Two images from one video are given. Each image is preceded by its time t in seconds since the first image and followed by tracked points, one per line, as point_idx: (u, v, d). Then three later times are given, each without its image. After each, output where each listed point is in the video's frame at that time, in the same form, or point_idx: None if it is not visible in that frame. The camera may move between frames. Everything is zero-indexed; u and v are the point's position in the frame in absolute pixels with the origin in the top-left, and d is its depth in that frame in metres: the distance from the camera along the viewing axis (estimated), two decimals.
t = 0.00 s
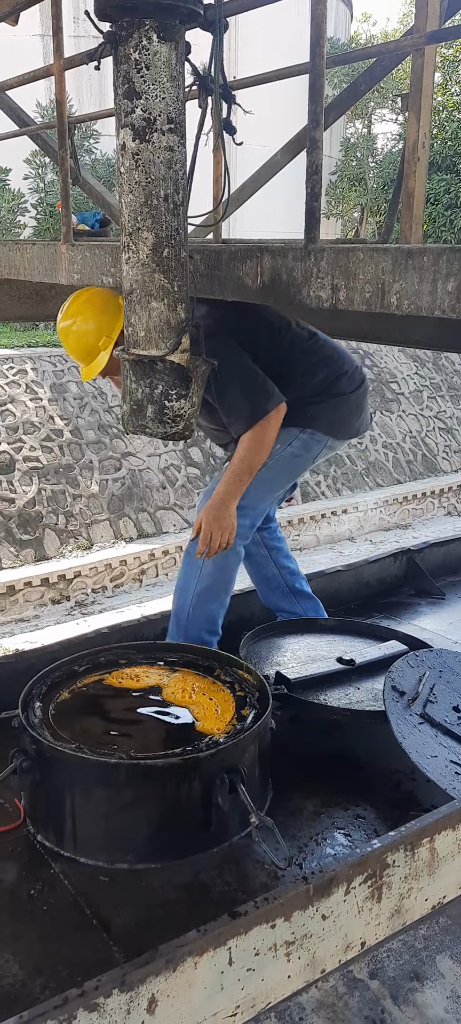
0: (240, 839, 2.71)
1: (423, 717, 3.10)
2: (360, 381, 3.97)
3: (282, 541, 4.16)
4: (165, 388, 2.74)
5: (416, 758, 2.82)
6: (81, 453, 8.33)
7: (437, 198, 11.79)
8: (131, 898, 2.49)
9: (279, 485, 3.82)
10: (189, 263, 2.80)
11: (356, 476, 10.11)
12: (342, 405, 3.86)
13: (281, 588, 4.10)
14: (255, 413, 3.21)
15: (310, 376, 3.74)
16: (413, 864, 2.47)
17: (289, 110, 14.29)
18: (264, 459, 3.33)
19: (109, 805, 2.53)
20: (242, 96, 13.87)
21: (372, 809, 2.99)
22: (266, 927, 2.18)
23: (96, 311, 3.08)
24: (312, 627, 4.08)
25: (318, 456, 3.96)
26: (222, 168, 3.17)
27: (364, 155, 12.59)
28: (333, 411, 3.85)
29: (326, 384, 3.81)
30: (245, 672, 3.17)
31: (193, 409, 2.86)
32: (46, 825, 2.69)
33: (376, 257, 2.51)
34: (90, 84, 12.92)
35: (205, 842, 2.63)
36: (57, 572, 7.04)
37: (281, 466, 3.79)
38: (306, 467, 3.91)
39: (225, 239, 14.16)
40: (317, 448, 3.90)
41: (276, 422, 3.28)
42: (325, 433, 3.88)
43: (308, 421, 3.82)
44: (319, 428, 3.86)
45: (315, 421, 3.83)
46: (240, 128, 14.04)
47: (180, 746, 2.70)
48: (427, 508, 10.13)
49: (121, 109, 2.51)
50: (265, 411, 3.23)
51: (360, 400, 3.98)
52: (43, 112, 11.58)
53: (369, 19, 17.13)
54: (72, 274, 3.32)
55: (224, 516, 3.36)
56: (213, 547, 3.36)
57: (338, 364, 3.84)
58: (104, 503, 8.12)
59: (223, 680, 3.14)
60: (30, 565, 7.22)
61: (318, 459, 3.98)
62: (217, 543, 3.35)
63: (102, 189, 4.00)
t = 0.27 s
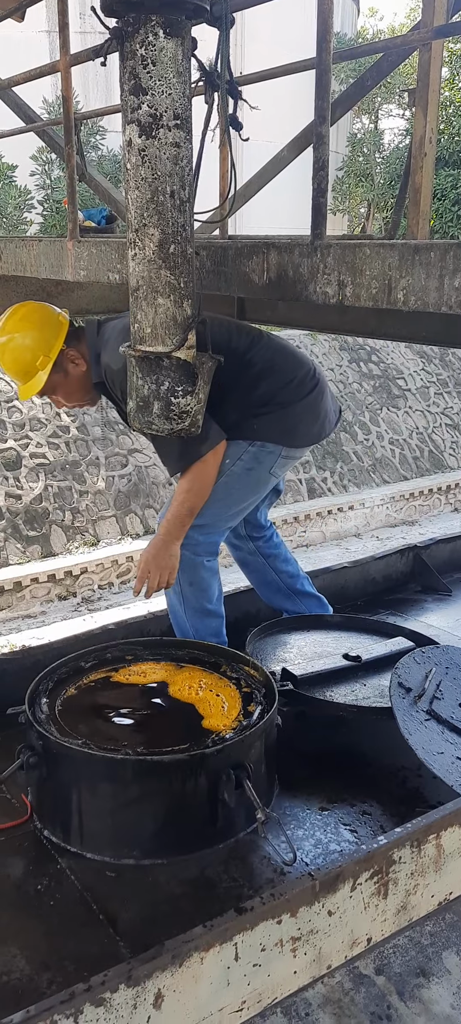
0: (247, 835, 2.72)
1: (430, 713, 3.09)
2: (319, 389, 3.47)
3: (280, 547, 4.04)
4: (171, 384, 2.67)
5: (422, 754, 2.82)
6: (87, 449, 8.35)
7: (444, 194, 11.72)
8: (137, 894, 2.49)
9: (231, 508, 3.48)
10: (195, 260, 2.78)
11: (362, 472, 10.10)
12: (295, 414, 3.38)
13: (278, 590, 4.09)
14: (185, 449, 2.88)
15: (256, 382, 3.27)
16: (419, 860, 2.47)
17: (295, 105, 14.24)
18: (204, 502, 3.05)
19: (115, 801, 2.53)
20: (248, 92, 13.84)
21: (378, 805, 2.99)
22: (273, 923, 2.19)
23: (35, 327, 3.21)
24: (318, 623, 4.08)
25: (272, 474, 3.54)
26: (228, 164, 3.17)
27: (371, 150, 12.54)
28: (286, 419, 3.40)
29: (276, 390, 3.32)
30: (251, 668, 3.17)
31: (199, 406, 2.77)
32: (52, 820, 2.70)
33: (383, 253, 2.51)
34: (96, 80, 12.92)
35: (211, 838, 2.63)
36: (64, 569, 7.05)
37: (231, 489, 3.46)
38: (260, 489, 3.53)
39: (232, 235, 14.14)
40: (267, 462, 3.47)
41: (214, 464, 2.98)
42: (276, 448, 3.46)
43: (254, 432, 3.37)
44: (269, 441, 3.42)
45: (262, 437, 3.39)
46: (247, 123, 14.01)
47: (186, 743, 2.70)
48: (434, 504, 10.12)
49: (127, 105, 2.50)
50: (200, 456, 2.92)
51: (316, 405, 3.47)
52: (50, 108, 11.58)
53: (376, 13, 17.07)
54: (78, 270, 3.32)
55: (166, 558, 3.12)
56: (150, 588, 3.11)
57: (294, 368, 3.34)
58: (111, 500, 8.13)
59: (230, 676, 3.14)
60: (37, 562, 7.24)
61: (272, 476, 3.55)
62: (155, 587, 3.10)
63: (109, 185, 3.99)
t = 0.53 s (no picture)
0: (253, 832, 2.72)
1: (437, 711, 3.08)
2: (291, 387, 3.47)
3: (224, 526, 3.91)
4: (177, 381, 2.66)
5: (429, 752, 2.81)
6: (94, 446, 8.35)
7: (452, 190, 11.63)
8: (144, 891, 2.49)
9: (206, 517, 3.48)
10: (202, 257, 2.77)
11: (369, 469, 10.08)
12: (266, 417, 3.37)
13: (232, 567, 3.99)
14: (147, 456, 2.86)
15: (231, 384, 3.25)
16: (426, 858, 2.47)
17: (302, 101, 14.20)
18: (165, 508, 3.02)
19: (122, 798, 2.53)
20: (254, 87, 13.80)
21: (385, 802, 2.98)
22: (279, 921, 2.19)
23: None
24: (324, 621, 4.07)
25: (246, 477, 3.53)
26: (235, 160, 3.16)
27: (377, 146, 12.48)
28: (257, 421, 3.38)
29: (248, 393, 3.30)
30: (257, 665, 3.17)
31: (205, 403, 2.75)
32: (59, 816, 2.70)
33: (390, 249, 2.49)
34: (103, 76, 12.91)
35: (217, 835, 2.63)
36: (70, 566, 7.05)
37: (207, 497, 3.44)
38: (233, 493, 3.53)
39: (238, 231, 14.13)
40: (242, 466, 3.46)
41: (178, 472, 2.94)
42: (252, 449, 3.44)
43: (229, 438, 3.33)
44: (244, 444, 3.40)
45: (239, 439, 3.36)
46: (253, 119, 13.98)
47: (193, 739, 2.69)
48: (440, 502, 10.10)
49: (133, 102, 2.49)
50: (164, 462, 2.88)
51: (287, 403, 3.46)
52: (56, 105, 11.58)
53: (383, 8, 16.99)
54: (84, 267, 3.32)
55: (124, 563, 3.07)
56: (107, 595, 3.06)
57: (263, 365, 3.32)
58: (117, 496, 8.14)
59: (236, 674, 3.14)
60: (43, 559, 7.25)
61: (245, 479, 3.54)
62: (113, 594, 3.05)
63: (114, 182, 3.98)
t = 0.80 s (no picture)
0: (259, 829, 2.72)
1: (444, 709, 3.07)
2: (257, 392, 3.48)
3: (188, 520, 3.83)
4: (184, 378, 2.65)
5: (436, 750, 2.80)
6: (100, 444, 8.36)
7: (460, 186, 11.57)
8: (151, 887, 2.50)
9: (184, 524, 3.43)
10: (208, 255, 2.77)
11: (376, 467, 10.06)
12: (237, 422, 3.35)
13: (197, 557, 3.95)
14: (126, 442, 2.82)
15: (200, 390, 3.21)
16: (432, 855, 2.47)
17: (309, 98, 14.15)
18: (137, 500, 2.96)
19: (129, 795, 2.53)
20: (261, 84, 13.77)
21: (391, 800, 2.98)
22: (286, 918, 2.19)
23: None
24: (330, 619, 4.07)
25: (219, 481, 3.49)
26: (242, 157, 3.15)
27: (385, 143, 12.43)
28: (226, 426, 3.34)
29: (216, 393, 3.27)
30: (264, 663, 3.16)
31: (212, 400, 2.75)
32: (66, 814, 2.71)
33: (397, 246, 2.48)
34: (109, 74, 12.90)
35: (224, 832, 2.63)
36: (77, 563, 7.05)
37: (185, 505, 3.41)
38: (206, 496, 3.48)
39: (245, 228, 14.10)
40: (216, 471, 3.42)
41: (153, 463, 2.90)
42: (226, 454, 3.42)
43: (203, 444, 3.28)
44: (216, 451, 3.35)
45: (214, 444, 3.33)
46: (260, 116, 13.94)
47: (200, 737, 2.69)
48: (448, 499, 10.07)
49: (140, 99, 2.49)
50: (141, 447, 2.84)
51: (254, 406, 3.44)
52: (62, 103, 11.57)
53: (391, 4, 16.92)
54: (91, 265, 3.32)
55: (92, 560, 3.00)
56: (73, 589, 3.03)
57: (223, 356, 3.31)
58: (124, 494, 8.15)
59: (242, 671, 3.14)
60: (50, 557, 7.26)
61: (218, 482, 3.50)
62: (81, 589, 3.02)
63: (121, 180, 3.97)
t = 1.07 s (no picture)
0: (265, 827, 2.72)
1: (450, 707, 3.07)
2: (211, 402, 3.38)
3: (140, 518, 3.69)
4: (190, 376, 2.66)
5: (442, 748, 2.80)
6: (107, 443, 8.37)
7: None
8: (157, 884, 2.51)
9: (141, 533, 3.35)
10: (214, 254, 2.77)
11: (382, 465, 10.05)
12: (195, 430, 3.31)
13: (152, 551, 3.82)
14: (103, 411, 2.63)
15: (144, 400, 3.15)
16: (438, 852, 2.48)
17: (315, 96, 14.14)
18: (119, 472, 2.75)
19: (135, 792, 2.54)
20: (267, 82, 13.77)
21: (397, 797, 2.98)
22: (291, 915, 2.20)
23: None
24: (336, 617, 4.07)
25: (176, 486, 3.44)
26: (248, 156, 3.15)
27: (391, 141, 12.42)
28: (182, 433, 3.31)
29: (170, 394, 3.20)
30: (270, 661, 3.17)
31: (218, 398, 2.75)
32: (73, 810, 2.72)
33: (403, 244, 2.48)
34: (116, 73, 12.91)
35: (230, 829, 2.64)
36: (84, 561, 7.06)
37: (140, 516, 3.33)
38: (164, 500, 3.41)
39: (251, 227, 14.10)
40: (174, 477, 3.37)
41: (131, 430, 2.72)
42: (182, 463, 3.36)
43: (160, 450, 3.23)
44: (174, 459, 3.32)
45: (169, 452, 3.28)
46: (266, 114, 13.93)
47: (206, 734, 2.70)
48: (454, 498, 10.05)
49: (147, 98, 2.49)
50: (118, 415, 2.65)
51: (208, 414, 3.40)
52: (69, 102, 11.60)
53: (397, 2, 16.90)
54: (97, 264, 3.33)
55: (73, 543, 2.75)
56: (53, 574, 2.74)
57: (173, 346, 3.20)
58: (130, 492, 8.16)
59: (248, 669, 3.14)
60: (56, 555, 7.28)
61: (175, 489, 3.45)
62: (59, 572, 2.74)
63: (128, 179, 3.98)
